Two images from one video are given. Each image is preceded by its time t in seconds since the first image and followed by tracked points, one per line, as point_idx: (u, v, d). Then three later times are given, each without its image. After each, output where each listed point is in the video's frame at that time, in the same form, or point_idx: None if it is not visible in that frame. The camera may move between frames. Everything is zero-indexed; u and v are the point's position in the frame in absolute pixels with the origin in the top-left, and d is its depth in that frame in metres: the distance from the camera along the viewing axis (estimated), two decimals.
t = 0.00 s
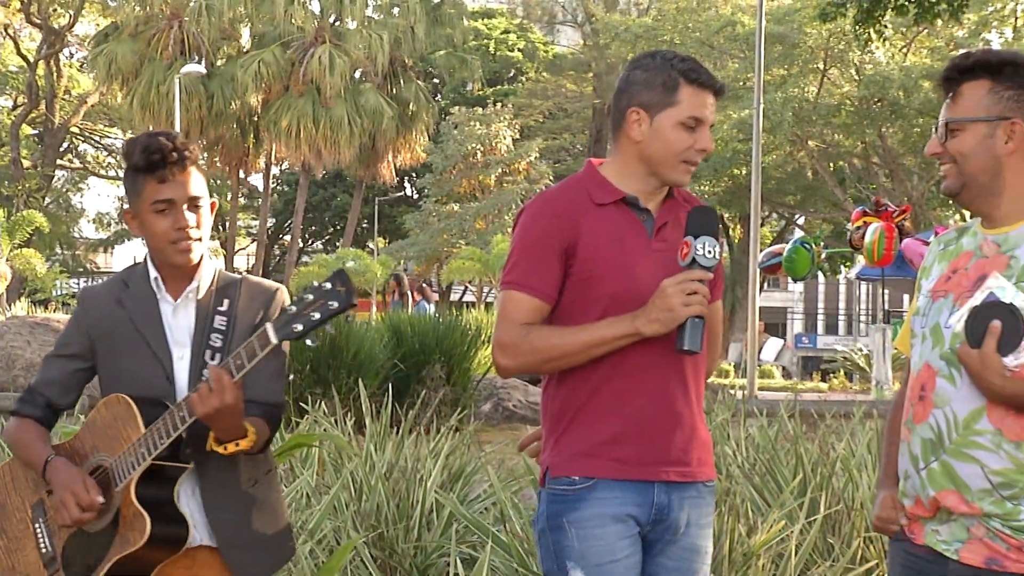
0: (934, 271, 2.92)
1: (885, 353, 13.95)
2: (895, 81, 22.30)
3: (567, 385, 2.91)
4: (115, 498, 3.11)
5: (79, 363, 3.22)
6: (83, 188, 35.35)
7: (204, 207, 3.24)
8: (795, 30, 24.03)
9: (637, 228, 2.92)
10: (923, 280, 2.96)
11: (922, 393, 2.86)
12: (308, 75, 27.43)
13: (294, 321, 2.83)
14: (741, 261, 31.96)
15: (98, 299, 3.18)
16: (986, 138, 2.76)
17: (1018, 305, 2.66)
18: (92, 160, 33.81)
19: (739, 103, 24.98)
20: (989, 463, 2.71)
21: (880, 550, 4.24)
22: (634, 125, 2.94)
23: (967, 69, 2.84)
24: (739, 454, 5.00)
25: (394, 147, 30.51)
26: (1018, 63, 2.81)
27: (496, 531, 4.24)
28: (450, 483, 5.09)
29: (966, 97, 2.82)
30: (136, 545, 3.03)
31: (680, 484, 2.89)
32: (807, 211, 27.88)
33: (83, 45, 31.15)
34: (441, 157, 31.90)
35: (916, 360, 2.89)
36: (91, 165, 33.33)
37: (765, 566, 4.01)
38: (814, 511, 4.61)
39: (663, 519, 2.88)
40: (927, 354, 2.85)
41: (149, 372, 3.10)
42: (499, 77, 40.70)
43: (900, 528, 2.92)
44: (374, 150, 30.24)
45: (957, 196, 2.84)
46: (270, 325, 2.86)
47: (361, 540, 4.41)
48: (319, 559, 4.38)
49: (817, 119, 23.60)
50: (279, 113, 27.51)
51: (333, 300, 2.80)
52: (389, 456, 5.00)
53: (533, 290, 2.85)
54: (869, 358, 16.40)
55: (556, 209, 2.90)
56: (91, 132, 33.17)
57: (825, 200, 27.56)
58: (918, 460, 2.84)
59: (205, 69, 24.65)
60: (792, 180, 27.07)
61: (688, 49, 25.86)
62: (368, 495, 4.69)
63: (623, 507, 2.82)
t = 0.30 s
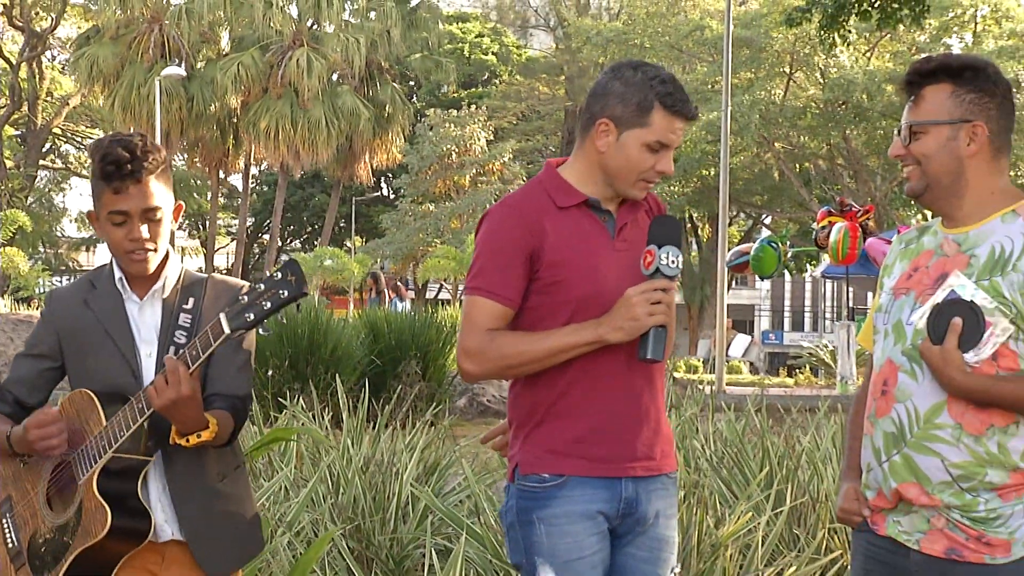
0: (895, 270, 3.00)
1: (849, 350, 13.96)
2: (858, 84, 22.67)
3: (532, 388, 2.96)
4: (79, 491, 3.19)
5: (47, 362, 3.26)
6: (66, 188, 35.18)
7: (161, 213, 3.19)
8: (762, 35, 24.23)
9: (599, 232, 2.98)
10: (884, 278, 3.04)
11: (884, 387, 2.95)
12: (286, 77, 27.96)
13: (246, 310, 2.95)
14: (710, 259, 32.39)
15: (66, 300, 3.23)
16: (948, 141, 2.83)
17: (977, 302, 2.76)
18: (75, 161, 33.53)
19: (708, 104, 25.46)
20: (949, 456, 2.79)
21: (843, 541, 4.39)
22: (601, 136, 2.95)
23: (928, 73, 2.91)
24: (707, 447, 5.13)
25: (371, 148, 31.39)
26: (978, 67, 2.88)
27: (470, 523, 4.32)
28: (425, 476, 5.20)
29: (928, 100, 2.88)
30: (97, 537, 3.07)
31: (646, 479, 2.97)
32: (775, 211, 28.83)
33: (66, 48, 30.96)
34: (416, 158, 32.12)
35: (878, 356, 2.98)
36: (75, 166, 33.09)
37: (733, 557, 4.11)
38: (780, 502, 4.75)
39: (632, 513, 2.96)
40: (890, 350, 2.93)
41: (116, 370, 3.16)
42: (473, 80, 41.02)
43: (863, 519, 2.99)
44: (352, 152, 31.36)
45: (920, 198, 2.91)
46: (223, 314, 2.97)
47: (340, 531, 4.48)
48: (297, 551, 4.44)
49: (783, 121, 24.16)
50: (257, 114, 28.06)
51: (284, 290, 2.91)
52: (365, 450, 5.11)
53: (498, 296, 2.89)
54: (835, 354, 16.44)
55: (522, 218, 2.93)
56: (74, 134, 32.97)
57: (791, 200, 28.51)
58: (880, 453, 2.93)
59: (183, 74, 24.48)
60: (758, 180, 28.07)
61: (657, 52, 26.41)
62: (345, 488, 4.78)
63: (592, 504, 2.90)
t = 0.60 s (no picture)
0: (869, 254, 3.10)
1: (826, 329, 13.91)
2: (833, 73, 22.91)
3: (505, 374, 2.97)
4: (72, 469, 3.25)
5: (37, 344, 3.32)
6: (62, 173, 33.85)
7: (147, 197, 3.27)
8: (741, 25, 24.67)
9: (572, 220, 3.02)
10: (858, 261, 3.14)
11: (859, 368, 3.03)
12: (277, 66, 28.12)
13: (243, 290, 3.07)
14: (690, 244, 32.88)
15: (55, 283, 3.29)
16: (921, 129, 2.92)
17: (950, 284, 2.85)
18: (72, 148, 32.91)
19: (687, 93, 25.94)
20: (922, 434, 2.88)
21: (820, 515, 4.52)
22: (568, 128, 2.98)
23: (898, 64, 3.00)
24: (688, 425, 5.27)
25: (360, 135, 31.33)
26: (949, 57, 2.96)
27: (457, 499, 4.40)
28: (413, 453, 5.30)
29: (900, 89, 2.96)
30: (91, 512, 3.16)
31: (623, 456, 3.00)
32: (753, 196, 29.10)
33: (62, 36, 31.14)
34: (405, 144, 32.76)
35: (854, 337, 3.06)
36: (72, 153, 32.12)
37: (713, 531, 4.22)
38: (759, 478, 4.89)
39: (609, 490, 2.99)
40: (865, 331, 3.02)
41: (107, 351, 3.23)
42: (459, 68, 41.30)
43: (839, 495, 3.07)
44: (341, 139, 31.25)
45: (893, 184, 3.01)
46: (220, 294, 3.09)
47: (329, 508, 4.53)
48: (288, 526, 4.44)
49: (761, 108, 24.45)
50: (249, 102, 28.12)
51: (280, 270, 3.04)
52: (354, 428, 5.19)
53: (469, 287, 2.91)
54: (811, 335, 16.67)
55: (493, 209, 2.94)
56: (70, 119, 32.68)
57: (770, 186, 28.75)
58: (856, 431, 3.01)
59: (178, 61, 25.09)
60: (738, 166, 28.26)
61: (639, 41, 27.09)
62: (335, 466, 4.84)
63: (569, 483, 2.93)
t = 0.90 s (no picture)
0: (844, 243, 3.20)
1: (804, 318, 13.87)
2: (812, 65, 23.18)
3: (488, 358, 3.05)
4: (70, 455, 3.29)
5: (27, 335, 3.31)
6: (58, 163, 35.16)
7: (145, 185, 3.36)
8: (722, 19, 24.88)
9: (547, 206, 3.07)
10: (835, 249, 3.24)
11: (836, 354, 3.11)
12: (269, 58, 28.37)
13: (247, 275, 3.16)
14: (672, 233, 33.33)
15: (45, 273, 3.29)
16: (895, 121, 3.00)
17: (924, 273, 2.92)
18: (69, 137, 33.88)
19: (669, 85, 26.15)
20: (897, 420, 2.95)
21: (798, 498, 4.64)
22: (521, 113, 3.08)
23: (871, 56, 3.08)
24: (670, 410, 5.40)
25: (349, 126, 31.11)
26: (918, 50, 3.05)
27: (444, 483, 4.48)
28: (402, 438, 5.39)
29: (873, 82, 3.05)
30: (91, 498, 3.19)
31: (606, 442, 3.04)
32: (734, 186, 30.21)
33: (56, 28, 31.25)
34: (393, 136, 33.52)
35: (830, 325, 3.15)
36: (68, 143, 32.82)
37: (694, 513, 4.32)
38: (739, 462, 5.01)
39: (593, 478, 3.04)
40: (841, 319, 3.10)
41: (101, 339, 3.27)
42: (447, 61, 41.37)
43: (817, 478, 3.16)
44: (330, 129, 31.02)
45: (869, 175, 3.10)
46: (223, 280, 3.18)
47: (319, 491, 4.60)
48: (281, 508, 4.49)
49: (742, 102, 24.71)
50: (241, 94, 28.31)
51: (285, 254, 3.16)
52: (344, 414, 5.27)
53: (447, 274, 2.99)
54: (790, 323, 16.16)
55: (469, 199, 3.01)
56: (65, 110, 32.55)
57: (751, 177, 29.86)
58: (834, 416, 3.09)
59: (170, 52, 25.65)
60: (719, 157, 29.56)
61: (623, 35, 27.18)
62: (324, 450, 4.90)
63: (551, 468, 2.97)
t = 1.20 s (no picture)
0: (821, 239, 3.28)
1: (781, 313, 13.61)
2: (790, 69, 25.15)
3: (473, 348, 3.15)
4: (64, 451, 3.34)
5: (18, 331, 3.33)
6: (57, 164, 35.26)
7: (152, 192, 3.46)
8: (701, 23, 26.74)
9: (533, 201, 3.14)
10: (809, 246, 3.34)
11: (812, 347, 3.21)
12: (262, 61, 28.63)
13: (254, 277, 3.32)
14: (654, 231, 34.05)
15: (36, 272, 3.34)
16: (869, 122, 3.11)
17: (896, 270, 3.03)
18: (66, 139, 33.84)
19: (651, 88, 27.35)
20: (870, 413, 3.05)
21: (773, 487, 4.86)
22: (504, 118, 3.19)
23: (846, 61, 3.19)
24: (650, 403, 5.56)
25: (339, 127, 31.79)
26: (891, 53, 3.15)
27: (432, 474, 4.61)
28: (390, 431, 5.49)
29: (848, 85, 3.15)
30: (92, 490, 3.25)
31: (586, 438, 3.12)
32: (714, 185, 31.96)
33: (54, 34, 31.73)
34: (382, 137, 34.76)
35: (806, 320, 3.25)
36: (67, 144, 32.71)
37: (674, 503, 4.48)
38: (717, 452, 5.18)
39: (575, 473, 3.13)
40: (816, 314, 3.20)
41: (92, 338, 3.33)
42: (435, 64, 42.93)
43: (792, 469, 3.26)
44: (322, 131, 31.79)
45: (843, 176, 3.21)
46: (230, 281, 3.32)
47: (309, 482, 4.69)
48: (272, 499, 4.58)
49: (720, 103, 26.78)
50: (233, 96, 28.69)
51: (292, 257, 3.33)
52: (334, 407, 5.36)
53: (434, 264, 3.09)
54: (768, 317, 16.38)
55: (457, 194, 3.11)
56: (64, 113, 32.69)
57: (730, 176, 31.64)
58: (808, 409, 3.19)
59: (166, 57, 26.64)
60: (698, 157, 31.15)
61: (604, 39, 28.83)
62: (316, 443, 5.00)
63: (529, 459, 3.06)
